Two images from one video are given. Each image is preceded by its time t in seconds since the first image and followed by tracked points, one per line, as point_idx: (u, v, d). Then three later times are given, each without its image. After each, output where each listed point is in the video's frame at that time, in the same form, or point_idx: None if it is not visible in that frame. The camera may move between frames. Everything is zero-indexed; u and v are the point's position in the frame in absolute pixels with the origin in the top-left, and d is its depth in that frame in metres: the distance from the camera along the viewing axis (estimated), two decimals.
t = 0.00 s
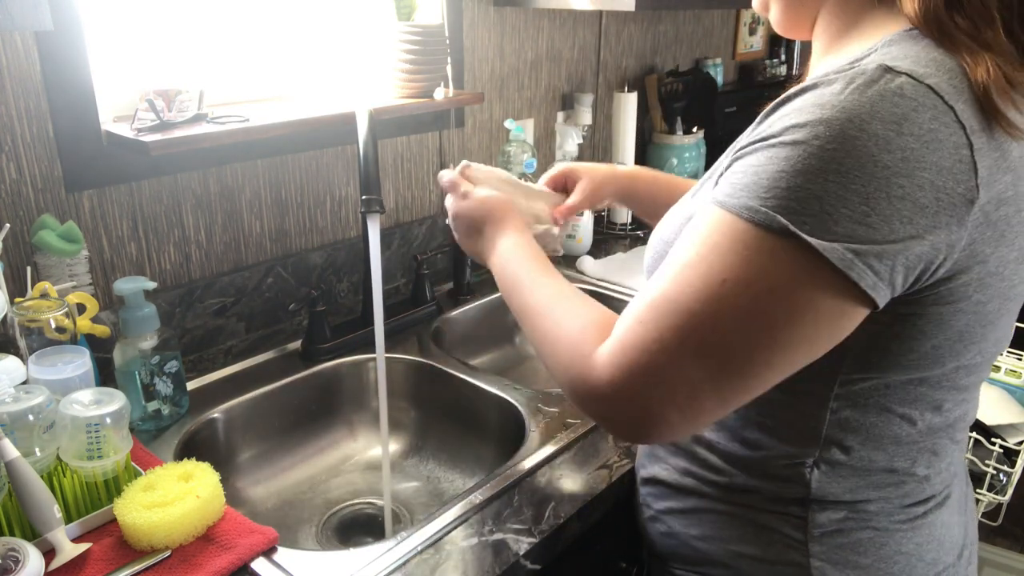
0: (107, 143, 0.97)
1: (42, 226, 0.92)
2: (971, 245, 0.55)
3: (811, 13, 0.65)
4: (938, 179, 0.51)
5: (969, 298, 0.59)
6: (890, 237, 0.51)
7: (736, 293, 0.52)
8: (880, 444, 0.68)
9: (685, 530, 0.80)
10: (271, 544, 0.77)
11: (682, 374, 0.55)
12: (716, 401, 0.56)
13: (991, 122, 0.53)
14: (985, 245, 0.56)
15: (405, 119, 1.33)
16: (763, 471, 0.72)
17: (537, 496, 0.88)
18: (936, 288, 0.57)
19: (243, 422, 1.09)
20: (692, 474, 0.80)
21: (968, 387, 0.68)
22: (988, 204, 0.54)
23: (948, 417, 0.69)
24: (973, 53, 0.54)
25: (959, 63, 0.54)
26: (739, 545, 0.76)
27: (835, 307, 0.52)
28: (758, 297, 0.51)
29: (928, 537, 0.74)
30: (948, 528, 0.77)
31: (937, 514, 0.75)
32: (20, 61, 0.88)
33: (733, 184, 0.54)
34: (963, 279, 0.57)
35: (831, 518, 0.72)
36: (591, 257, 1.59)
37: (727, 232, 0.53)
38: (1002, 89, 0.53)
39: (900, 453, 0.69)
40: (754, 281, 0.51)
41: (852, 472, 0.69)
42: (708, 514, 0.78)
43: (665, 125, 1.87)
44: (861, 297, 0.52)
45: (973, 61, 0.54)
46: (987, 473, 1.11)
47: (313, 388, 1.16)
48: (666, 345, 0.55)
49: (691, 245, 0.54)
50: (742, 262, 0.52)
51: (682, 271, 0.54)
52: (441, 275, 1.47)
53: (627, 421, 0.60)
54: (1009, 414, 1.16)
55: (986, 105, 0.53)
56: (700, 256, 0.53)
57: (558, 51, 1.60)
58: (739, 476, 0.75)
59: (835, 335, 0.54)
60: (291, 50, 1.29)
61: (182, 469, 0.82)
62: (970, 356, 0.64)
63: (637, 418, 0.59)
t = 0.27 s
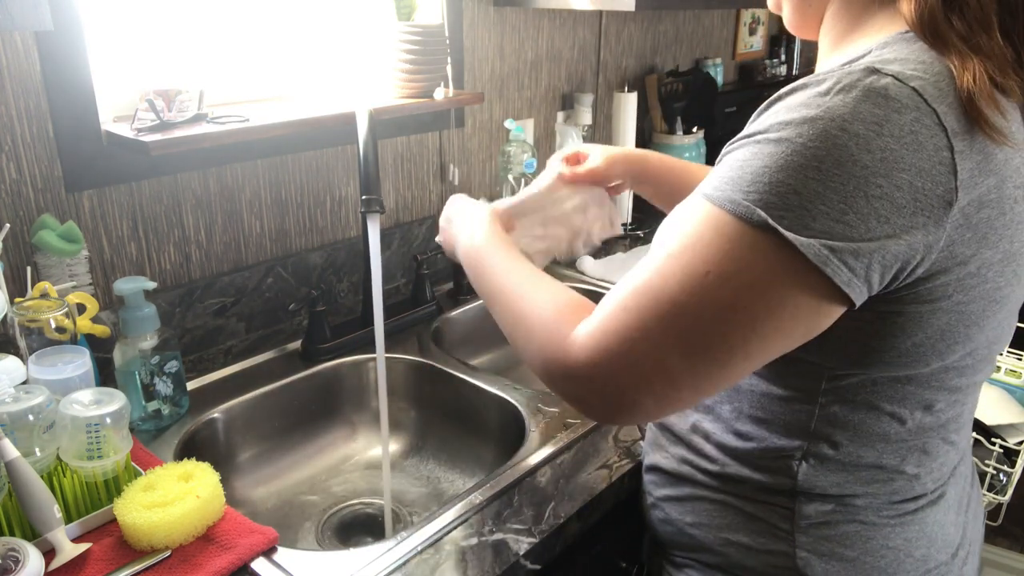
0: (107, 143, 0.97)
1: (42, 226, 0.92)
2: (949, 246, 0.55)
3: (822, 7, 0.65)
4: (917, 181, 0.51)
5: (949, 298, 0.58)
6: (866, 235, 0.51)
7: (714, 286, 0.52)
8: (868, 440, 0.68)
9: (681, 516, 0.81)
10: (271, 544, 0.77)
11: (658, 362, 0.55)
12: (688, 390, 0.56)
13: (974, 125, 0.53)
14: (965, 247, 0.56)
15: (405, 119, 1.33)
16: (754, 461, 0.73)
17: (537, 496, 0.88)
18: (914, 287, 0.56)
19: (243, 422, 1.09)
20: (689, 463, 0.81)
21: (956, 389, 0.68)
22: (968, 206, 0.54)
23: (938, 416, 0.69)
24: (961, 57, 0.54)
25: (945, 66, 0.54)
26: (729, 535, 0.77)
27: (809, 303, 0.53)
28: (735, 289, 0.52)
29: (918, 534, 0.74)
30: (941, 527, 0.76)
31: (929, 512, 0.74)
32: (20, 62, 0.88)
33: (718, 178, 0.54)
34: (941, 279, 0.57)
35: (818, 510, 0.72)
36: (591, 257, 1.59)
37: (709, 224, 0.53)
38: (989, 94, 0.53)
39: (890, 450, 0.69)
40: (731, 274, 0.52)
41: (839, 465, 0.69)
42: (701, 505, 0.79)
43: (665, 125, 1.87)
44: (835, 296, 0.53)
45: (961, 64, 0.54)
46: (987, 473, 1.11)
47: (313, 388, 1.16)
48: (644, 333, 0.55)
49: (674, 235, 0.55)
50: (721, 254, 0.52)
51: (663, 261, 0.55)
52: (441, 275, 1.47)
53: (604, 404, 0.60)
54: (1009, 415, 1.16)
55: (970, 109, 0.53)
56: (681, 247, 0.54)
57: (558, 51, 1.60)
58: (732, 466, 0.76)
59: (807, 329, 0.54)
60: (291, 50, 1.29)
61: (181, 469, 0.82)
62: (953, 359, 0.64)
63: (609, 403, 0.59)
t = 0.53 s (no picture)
0: (107, 143, 0.97)
1: (42, 226, 0.92)
2: (945, 241, 0.55)
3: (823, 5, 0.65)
4: (913, 175, 0.52)
5: (946, 293, 0.58)
6: (865, 231, 0.51)
7: (715, 288, 0.53)
8: (865, 437, 0.68)
9: (679, 512, 0.82)
10: (271, 544, 0.77)
11: (669, 369, 0.56)
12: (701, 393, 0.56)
13: (967, 122, 0.54)
14: (960, 243, 0.56)
15: (405, 119, 1.33)
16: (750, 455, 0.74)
17: (538, 496, 0.88)
18: (910, 282, 0.56)
19: (243, 422, 1.09)
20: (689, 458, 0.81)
21: (954, 387, 0.68)
22: (963, 201, 0.54)
23: (936, 415, 0.69)
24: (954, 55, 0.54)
25: (940, 64, 0.54)
26: (727, 530, 0.77)
27: (811, 297, 0.53)
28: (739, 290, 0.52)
29: (914, 533, 0.74)
30: (938, 527, 0.76)
31: (927, 511, 0.74)
32: (20, 61, 0.88)
33: (715, 180, 0.55)
34: (937, 274, 0.57)
35: (815, 506, 0.72)
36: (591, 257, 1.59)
37: (709, 228, 0.54)
38: (982, 92, 0.54)
39: (888, 447, 0.69)
40: (733, 274, 0.52)
41: (836, 462, 0.69)
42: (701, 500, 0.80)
43: (665, 125, 1.87)
44: (835, 292, 0.53)
45: (954, 63, 0.54)
46: (987, 473, 1.11)
47: (313, 388, 1.16)
48: (653, 340, 0.56)
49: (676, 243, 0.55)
50: (722, 257, 0.53)
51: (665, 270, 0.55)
52: (441, 275, 1.47)
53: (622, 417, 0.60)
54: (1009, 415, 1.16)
55: (964, 106, 0.53)
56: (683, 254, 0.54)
57: (558, 51, 1.60)
58: (731, 461, 0.76)
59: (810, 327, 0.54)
60: (291, 50, 1.29)
61: (181, 470, 0.82)
62: (950, 354, 0.64)
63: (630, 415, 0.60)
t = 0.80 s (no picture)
0: (107, 143, 0.97)
1: (42, 226, 0.92)
2: (928, 230, 0.55)
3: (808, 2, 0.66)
4: (891, 166, 0.52)
5: (932, 283, 0.58)
6: (846, 222, 0.52)
7: (706, 289, 0.53)
8: (860, 433, 0.68)
9: (677, 511, 0.82)
10: (271, 544, 0.77)
11: (665, 372, 0.56)
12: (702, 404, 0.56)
13: (941, 112, 0.54)
14: (943, 231, 0.56)
15: (405, 119, 1.33)
16: (747, 453, 0.74)
17: (538, 496, 0.88)
18: (897, 272, 0.57)
19: (243, 422, 1.09)
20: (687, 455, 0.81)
21: (947, 381, 0.68)
22: (943, 190, 0.55)
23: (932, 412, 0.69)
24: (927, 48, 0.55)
25: (914, 57, 0.55)
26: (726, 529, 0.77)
27: (803, 293, 0.53)
28: (730, 289, 0.53)
29: (913, 533, 0.74)
30: (936, 527, 0.76)
31: (926, 511, 0.74)
32: (20, 61, 0.88)
33: (702, 183, 0.56)
34: (923, 263, 0.57)
35: (812, 505, 0.72)
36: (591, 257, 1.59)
37: (695, 229, 0.54)
38: (955, 84, 0.54)
39: (883, 444, 0.69)
40: (722, 274, 0.53)
41: (832, 459, 0.69)
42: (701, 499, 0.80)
43: (665, 125, 1.87)
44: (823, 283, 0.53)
45: (929, 55, 0.55)
46: (987, 473, 1.11)
47: (313, 388, 1.16)
48: (648, 345, 0.56)
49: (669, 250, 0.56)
50: (709, 257, 0.53)
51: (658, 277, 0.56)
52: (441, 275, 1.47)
53: (623, 429, 0.60)
54: (1009, 415, 1.16)
55: (938, 98, 0.54)
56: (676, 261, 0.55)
57: (558, 51, 1.60)
58: (728, 459, 0.76)
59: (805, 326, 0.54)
60: (291, 50, 1.29)
61: (182, 469, 0.82)
62: (941, 345, 0.64)
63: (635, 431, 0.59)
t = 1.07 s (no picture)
0: (107, 144, 0.97)
1: (42, 227, 0.92)
2: (901, 224, 0.55)
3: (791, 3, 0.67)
4: (862, 159, 0.53)
5: (905, 276, 0.58)
6: (818, 214, 0.53)
7: (686, 283, 0.55)
8: (843, 425, 0.67)
9: (670, 508, 0.82)
10: (271, 544, 0.77)
11: (647, 365, 0.58)
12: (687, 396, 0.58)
13: (913, 109, 0.54)
14: (915, 225, 0.56)
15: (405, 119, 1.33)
16: (735, 447, 0.74)
17: (537, 497, 0.88)
18: (870, 265, 0.57)
19: (243, 422, 1.09)
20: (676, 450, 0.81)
21: (930, 374, 0.67)
22: (914, 184, 0.55)
23: (918, 404, 0.69)
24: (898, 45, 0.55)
25: (887, 53, 0.56)
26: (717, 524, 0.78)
27: (778, 284, 0.54)
28: (709, 283, 0.54)
29: (902, 527, 0.74)
30: (926, 521, 0.76)
31: (914, 505, 0.74)
32: (21, 61, 0.88)
33: (682, 178, 0.57)
34: (895, 256, 0.57)
35: (800, 498, 0.72)
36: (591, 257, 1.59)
37: (676, 225, 0.56)
38: (927, 80, 0.54)
39: (866, 437, 0.69)
40: (700, 268, 0.55)
41: (818, 452, 0.69)
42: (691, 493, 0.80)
43: (665, 125, 1.87)
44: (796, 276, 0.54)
45: (901, 51, 0.55)
46: (987, 473, 1.11)
47: (312, 388, 1.16)
48: (633, 339, 0.58)
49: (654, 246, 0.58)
50: (688, 252, 0.55)
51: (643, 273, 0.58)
52: (441, 275, 1.47)
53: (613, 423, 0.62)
54: (1009, 415, 1.16)
55: (907, 94, 0.54)
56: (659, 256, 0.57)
57: (558, 51, 1.60)
58: (717, 453, 0.76)
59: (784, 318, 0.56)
60: (292, 50, 1.29)
61: (182, 469, 0.82)
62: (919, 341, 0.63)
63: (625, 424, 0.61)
